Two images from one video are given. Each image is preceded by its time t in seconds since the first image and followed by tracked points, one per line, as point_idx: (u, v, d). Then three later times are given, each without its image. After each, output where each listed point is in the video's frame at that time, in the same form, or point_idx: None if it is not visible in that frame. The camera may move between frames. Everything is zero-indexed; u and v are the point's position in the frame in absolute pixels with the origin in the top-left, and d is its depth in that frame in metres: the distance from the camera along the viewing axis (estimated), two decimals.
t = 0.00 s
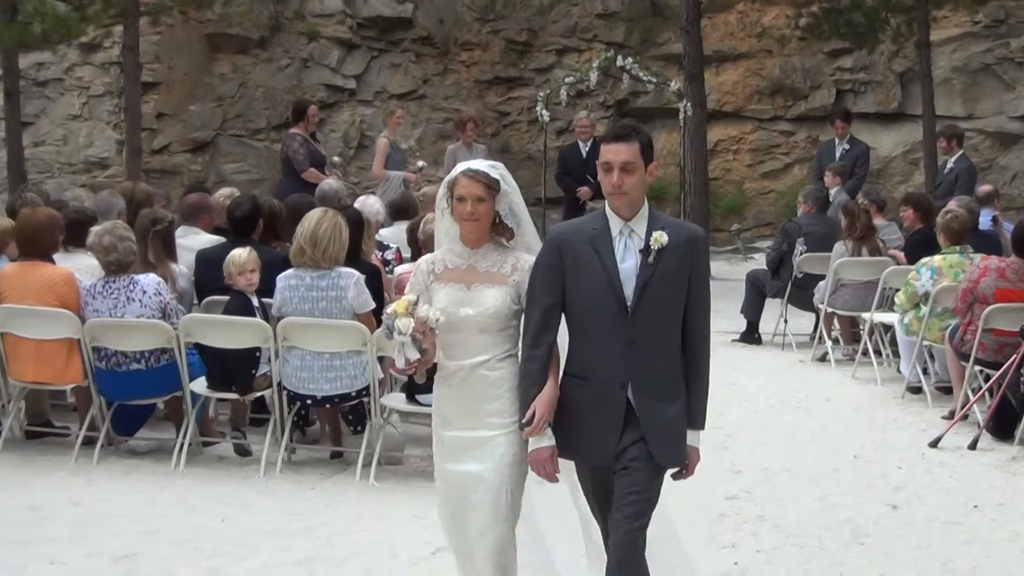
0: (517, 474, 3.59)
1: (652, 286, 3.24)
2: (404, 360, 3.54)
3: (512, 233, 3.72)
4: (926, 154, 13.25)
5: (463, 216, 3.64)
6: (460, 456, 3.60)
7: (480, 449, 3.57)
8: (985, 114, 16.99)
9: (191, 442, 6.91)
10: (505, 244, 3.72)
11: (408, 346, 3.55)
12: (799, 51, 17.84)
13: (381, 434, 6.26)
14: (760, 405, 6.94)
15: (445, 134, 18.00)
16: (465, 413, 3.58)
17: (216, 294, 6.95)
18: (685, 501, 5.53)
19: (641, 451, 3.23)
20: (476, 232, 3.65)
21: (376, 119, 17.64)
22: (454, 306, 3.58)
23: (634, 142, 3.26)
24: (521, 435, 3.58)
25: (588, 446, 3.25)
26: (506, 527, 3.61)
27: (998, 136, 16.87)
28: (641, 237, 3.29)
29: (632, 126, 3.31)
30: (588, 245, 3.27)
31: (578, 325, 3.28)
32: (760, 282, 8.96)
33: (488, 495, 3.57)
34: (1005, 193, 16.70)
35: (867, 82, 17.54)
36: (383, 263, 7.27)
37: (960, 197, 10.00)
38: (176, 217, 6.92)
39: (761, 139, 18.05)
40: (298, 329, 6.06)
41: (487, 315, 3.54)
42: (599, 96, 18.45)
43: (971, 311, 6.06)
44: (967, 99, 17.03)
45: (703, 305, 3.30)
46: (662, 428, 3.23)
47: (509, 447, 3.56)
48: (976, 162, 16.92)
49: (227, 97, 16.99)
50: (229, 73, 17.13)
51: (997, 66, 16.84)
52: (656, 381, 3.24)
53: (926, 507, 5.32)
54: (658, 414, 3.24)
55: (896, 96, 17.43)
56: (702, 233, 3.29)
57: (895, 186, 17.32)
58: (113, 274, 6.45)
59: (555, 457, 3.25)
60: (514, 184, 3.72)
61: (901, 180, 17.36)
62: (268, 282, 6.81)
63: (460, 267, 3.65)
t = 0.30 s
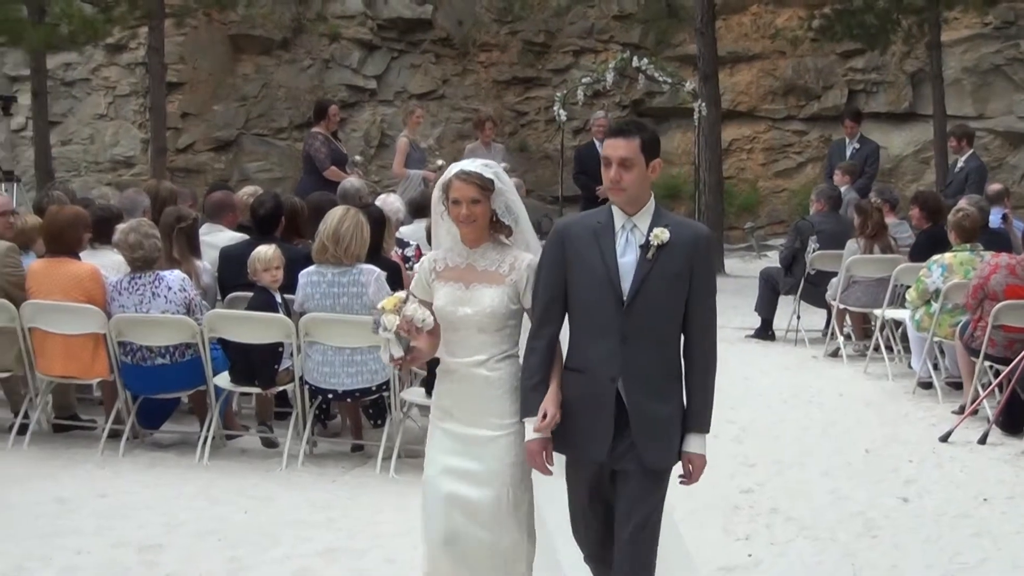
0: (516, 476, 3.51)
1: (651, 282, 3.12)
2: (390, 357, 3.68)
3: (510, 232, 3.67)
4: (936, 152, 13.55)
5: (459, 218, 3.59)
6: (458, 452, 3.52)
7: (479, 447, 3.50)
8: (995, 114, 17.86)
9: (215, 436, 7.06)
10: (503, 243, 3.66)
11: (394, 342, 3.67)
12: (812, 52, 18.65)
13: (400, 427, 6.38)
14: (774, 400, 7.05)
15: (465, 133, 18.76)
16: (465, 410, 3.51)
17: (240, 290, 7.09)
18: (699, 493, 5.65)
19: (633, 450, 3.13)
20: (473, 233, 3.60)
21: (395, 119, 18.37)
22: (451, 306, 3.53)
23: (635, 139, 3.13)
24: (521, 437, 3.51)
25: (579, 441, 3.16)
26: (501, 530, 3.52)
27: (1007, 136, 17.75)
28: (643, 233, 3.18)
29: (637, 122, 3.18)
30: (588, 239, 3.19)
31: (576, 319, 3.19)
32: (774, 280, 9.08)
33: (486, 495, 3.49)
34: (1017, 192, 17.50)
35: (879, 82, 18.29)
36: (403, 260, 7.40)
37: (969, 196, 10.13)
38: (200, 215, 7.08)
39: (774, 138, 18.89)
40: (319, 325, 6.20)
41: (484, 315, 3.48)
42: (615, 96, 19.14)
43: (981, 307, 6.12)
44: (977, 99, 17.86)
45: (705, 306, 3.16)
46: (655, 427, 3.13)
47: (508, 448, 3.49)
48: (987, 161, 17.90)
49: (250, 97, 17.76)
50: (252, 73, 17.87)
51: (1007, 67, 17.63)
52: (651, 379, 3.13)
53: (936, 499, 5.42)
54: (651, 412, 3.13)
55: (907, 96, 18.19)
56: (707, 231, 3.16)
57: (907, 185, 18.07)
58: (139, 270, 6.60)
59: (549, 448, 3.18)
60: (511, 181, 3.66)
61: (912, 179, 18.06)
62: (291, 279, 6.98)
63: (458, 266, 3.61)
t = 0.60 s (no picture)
0: (513, 475, 3.67)
1: (651, 276, 3.02)
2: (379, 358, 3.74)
3: (504, 232, 3.77)
4: (947, 150, 13.84)
5: (454, 222, 3.69)
6: (456, 449, 3.69)
7: (478, 445, 3.66)
8: (1006, 114, 18.17)
9: (239, 429, 7.21)
10: (498, 243, 3.77)
11: (381, 344, 3.73)
12: (826, 53, 19.26)
13: (420, 421, 6.52)
14: (788, 395, 7.15)
15: (485, 132, 19.33)
16: (465, 409, 3.68)
17: (264, 287, 7.25)
18: (713, 485, 5.77)
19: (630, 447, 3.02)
20: (468, 235, 3.70)
21: (416, 119, 18.94)
22: (449, 307, 3.68)
23: (633, 134, 3.03)
24: (518, 438, 3.68)
25: (574, 438, 3.06)
26: (496, 528, 3.66)
27: (1017, 135, 18.06)
28: (644, 228, 3.10)
29: (635, 116, 3.07)
30: (589, 232, 3.12)
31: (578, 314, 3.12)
32: (787, 276, 9.18)
33: (483, 492, 3.65)
34: None
35: (891, 83, 18.85)
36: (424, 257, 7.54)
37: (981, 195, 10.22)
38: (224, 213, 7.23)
39: (788, 137, 19.50)
40: (341, 321, 6.34)
41: (481, 316, 3.64)
42: (632, 96, 19.75)
43: (991, 304, 6.22)
44: (988, 99, 18.24)
45: (711, 302, 3.01)
46: (653, 425, 3.00)
47: (506, 447, 3.66)
48: (997, 160, 18.18)
49: (274, 97, 18.41)
50: (276, 74, 18.55)
51: (1017, 67, 17.96)
52: (650, 376, 3.01)
53: (947, 493, 5.51)
54: (650, 409, 3.00)
55: (919, 96, 18.70)
56: (712, 226, 3.03)
57: (918, 183, 18.50)
58: (165, 267, 6.75)
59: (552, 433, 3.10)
60: (501, 182, 3.76)
61: (923, 178, 18.49)
62: (314, 276, 7.12)
63: (454, 268, 3.73)
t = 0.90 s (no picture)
0: (506, 475, 3.75)
1: (653, 283, 3.15)
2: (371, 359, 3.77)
3: (494, 233, 3.89)
4: (961, 150, 13.93)
5: (445, 224, 3.79)
6: (448, 453, 3.77)
7: (471, 448, 3.74)
8: (1020, 113, 18.20)
9: (265, 423, 7.35)
10: (487, 244, 3.90)
11: (374, 345, 3.78)
12: (842, 54, 19.49)
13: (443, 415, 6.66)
14: (805, 390, 7.26)
15: (505, 133, 19.55)
16: (456, 412, 3.76)
17: (290, 283, 7.41)
18: (731, 479, 5.88)
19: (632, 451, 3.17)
20: (459, 237, 3.81)
21: (438, 119, 19.27)
22: (442, 309, 3.77)
23: (619, 138, 3.18)
24: (510, 439, 3.77)
25: (574, 443, 3.20)
26: (490, 528, 3.74)
27: None
28: (645, 233, 3.23)
29: (624, 120, 3.20)
30: (591, 238, 3.25)
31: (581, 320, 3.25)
32: (804, 274, 9.25)
33: (477, 493, 3.73)
34: None
35: (906, 83, 19.10)
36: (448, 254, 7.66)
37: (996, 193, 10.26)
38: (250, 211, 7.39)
39: (804, 138, 19.72)
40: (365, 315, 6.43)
41: (475, 318, 3.73)
42: (650, 97, 19.94)
43: (1005, 301, 6.31)
44: (1002, 100, 18.27)
45: (711, 306, 3.13)
46: (655, 428, 3.15)
47: (498, 448, 3.74)
48: (1011, 159, 18.22)
49: (298, 98, 19.02)
50: (300, 75, 19.19)
51: None
52: (652, 381, 3.15)
53: (961, 486, 5.62)
54: (652, 413, 3.15)
55: (934, 96, 18.95)
56: (712, 231, 3.16)
57: (932, 183, 18.67)
58: (192, 264, 6.91)
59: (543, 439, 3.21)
60: (491, 184, 3.88)
61: (937, 177, 18.66)
62: (338, 273, 7.24)
63: (446, 270, 3.83)
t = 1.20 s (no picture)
0: (493, 471, 3.75)
1: (651, 292, 3.03)
2: (368, 352, 3.73)
3: (482, 229, 3.90)
4: (979, 149, 14.05)
5: (434, 216, 3.80)
6: (436, 451, 3.77)
7: (458, 445, 3.74)
8: None
9: (295, 417, 7.52)
10: (475, 240, 3.90)
11: (372, 337, 3.74)
12: (862, 55, 19.76)
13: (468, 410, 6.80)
14: (825, 385, 7.38)
15: (531, 133, 19.79)
16: (443, 410, 3.77)
17: (320, 279, 7.57)
18: (749, 472, 6.00)
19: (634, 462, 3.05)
20: (448, 230, 3.82)
21: (465, 119, 19.63)
22: (428, 303, 3.77)
23: (595, 148, 3.10)
24: (498, 433, 3.77)
25: (576, 454, 3.09)
26: (480, 526, 3.74)
27: None
28: (641, 241, 3.11)
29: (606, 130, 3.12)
30: (588, 245, 3.14)
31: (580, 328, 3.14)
32: (824, 272, 9.35)
33: (465, 490, 3.72)
34: None
35: (924, 84, 19.35)
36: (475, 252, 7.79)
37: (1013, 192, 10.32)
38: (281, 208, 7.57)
39: (824, 137, 20.03)
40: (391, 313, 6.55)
41: (461, 312, 3.73)
42: (673, 97, 20.02)
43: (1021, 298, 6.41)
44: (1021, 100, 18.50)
45: (713, 313, 3.00)
46: (657, 439, 3.03)
47: (485, 444, 3.74)
48: None
49: (329, 98, 19.43)
50: (330, 75, 19.60)
51: None
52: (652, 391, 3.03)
53: (979, 481, 5.71)
54: (654, 424, 3.03)
55: (952, 97, 19.18)
56: (711, 237, 3.03)
57: (951, 182, 18.89)
58: (224, 260, 7.11)
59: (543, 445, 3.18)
60: (481, 180, 3.90)
61: (955, 177, 18.88)
62: (368, 270, 7.40)
63: (433, 265, 3.83)
